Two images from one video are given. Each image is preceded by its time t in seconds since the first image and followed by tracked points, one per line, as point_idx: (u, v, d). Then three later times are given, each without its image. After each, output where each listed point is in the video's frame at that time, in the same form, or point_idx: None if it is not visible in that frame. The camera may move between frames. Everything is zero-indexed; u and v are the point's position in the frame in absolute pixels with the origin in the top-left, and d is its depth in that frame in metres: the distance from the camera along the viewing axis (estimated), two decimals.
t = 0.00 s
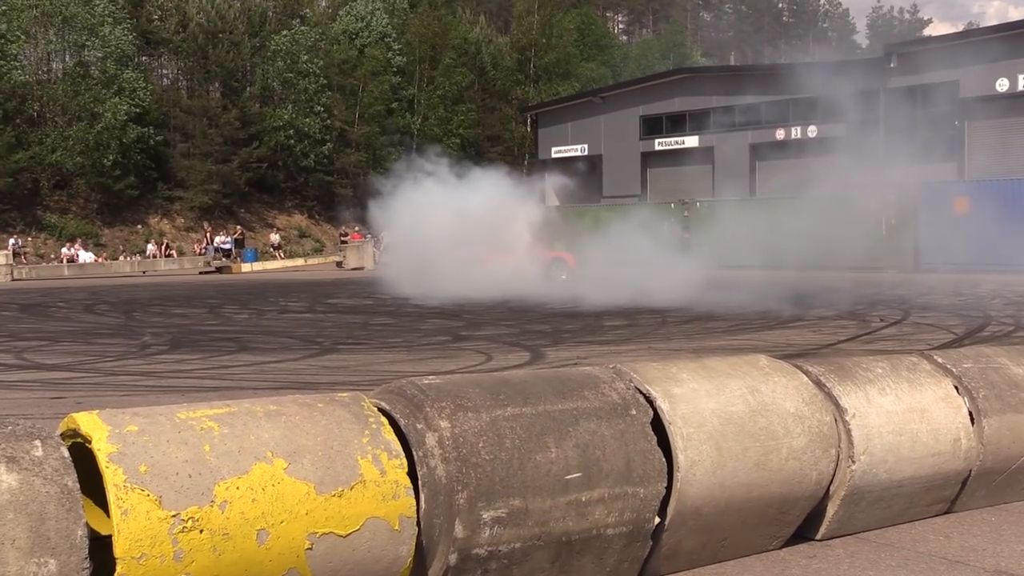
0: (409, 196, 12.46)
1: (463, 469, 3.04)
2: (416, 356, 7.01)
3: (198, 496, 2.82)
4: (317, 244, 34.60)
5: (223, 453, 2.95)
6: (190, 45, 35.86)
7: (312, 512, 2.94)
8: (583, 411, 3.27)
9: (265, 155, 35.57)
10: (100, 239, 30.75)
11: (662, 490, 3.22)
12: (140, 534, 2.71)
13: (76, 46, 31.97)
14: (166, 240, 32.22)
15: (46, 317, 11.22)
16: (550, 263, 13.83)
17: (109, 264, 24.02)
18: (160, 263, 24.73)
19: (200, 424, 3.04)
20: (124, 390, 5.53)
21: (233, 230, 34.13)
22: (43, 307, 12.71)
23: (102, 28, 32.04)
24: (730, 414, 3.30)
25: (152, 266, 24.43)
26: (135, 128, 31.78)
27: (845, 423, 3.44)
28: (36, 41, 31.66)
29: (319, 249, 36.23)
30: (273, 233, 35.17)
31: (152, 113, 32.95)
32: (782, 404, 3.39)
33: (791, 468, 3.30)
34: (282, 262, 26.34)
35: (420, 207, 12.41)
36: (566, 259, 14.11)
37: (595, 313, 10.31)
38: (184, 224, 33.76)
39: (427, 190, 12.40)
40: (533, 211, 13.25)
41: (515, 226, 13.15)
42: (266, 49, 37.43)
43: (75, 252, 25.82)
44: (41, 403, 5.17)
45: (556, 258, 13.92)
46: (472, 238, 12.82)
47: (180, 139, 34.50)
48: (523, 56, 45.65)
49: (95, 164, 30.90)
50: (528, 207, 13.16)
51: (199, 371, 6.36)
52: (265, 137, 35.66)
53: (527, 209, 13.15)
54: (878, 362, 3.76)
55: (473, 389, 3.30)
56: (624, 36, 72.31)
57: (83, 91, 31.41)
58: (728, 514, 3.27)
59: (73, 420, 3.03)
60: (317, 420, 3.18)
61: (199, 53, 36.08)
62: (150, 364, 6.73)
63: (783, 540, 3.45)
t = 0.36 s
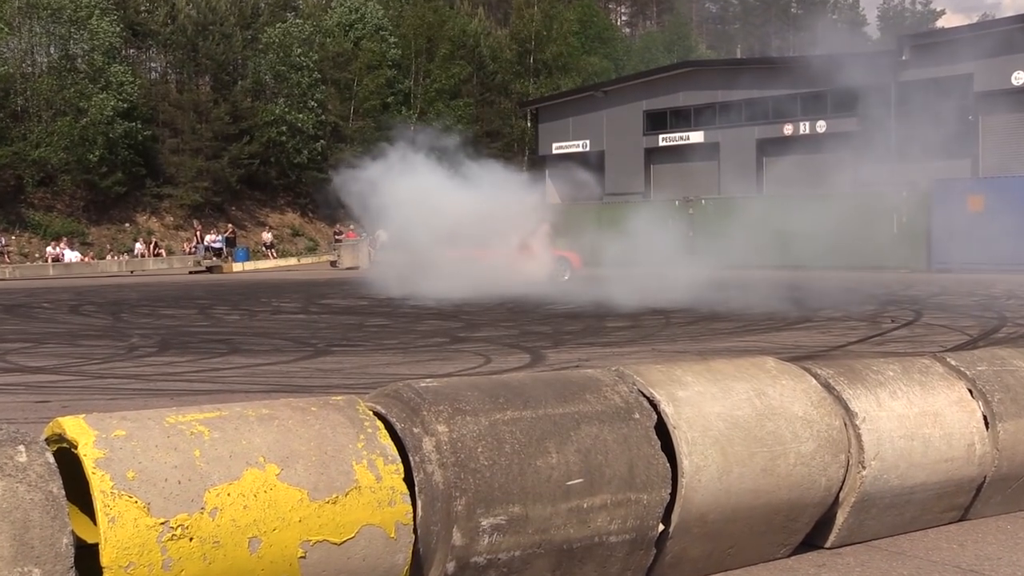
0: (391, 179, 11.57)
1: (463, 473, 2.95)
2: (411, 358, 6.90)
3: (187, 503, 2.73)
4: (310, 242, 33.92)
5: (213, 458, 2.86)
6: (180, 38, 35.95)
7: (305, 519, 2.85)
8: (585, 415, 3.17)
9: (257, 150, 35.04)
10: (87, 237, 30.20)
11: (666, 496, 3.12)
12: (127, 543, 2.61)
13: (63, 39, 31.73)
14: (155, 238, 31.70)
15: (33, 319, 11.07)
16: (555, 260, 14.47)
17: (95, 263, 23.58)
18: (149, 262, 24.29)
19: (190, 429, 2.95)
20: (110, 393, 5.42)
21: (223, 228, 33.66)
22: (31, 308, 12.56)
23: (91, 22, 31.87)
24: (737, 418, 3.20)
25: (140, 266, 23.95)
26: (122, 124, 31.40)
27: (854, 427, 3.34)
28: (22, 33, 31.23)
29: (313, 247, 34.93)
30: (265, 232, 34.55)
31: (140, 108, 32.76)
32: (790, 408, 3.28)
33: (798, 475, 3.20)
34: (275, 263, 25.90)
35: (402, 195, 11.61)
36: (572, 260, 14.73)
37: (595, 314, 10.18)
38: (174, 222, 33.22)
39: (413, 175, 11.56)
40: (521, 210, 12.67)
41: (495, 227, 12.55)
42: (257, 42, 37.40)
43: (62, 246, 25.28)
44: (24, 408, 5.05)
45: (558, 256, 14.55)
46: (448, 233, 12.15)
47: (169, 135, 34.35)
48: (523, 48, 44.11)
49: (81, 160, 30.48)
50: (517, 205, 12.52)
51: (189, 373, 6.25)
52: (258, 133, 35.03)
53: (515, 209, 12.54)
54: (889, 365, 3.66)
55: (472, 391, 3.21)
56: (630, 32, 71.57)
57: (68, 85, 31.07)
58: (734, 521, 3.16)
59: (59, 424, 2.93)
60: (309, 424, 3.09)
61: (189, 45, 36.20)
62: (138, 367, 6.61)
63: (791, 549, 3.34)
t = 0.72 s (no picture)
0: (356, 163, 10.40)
1: (461, 479, 2.86)
2: (407, 361, 6.81)
3: (176, 510, 2.64)
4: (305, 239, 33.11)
5: (204, 464, 2.77)
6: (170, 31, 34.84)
7: (298, 527, 2.75)
8: (587, 419, 3.07)
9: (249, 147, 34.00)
10: (74, 237, 29.73)
11: (671, 502, 3.03)
12: (114, 552, 2.53)
13: (48, 31, 30.93)
14: (143, 237, 31.12)
15: (18, 320, 10.92)
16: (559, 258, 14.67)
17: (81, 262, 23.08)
18: (137, 261, 23.82)
19: (181, 433, 2.85)
20: (97, 397, 5.34)
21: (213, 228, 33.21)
22: (17, 309, 12.39)
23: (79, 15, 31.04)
24: (743, 422, 3.10)
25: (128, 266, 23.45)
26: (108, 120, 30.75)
27: (865, 430, 3.24)
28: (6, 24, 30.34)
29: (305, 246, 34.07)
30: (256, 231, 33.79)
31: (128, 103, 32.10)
32: (799, 412, 3.18)
33: (806, 480, 3.10)
34: (266, 262, 25.40)
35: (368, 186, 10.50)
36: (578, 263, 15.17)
37: (596, 315, 10.08)
38: (162, 220, 32.76)
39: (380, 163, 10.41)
40: (503, 209, 11.65)
41: (468, 224, 11.54)
42: (250, 35, 36.46)
43: (48, 243, 24.93)
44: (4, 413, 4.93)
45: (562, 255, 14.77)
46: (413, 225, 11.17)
47: (158, 130, 33.72)
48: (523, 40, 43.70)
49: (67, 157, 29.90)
50: (498, 204, 11.49)
51: (178, 376, 6.16)
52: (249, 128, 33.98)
53: (495, 209, 11.51)
54: (900, 367, 3.57)
55: (471, 395, 3.11)
56: (630, 23, 71.21)
57: (54, 79, 30.27)
58: (740, 528, 3.06)
59: (44, 428, 2.83)
60: (304, 429, 2.99)
61: (180, 39, 35.04)
62: (126, 370, 6.50)
63: (800, 556, 3.23)
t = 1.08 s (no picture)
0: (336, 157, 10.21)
1: (457, 488, 2.75)
2: (400, 365, 6.67)
3: (159, 522, 2.53)
4: (293, 237, 30.96)
5: (188, 473, 2.65)
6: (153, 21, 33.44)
7: (287, 538, 2.64)
8: (588, 426, 2.95)
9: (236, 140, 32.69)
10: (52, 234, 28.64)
11: (675, 512, 2.91)
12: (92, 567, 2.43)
13: (24, 20, 29.78)
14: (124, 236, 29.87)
15: None
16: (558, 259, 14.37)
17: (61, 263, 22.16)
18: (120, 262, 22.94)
19: (164, 440, 2.73)
20: (76, 403, 5.18)
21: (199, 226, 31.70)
22: None
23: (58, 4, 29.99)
24: (752, 429, 2.97)
25: (111, 266, 22.59)
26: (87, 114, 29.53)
27: (879, 439, 3.12)
28: None
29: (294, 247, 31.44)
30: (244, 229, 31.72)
31: (109, 95, 30.82)
32: (810, 419, 3.05)
33: (817, 490, 2.97)
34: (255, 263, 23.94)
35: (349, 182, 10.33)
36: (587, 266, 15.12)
37: (596, 317, 9.94)
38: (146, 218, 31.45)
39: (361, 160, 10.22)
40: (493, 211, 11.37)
41: (454, 224, 11.33)
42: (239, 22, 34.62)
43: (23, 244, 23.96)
44: None
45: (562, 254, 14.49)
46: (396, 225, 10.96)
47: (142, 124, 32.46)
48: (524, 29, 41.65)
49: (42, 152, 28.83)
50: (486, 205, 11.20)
51: (162, 382, 6.00)
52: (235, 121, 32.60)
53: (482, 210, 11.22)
54: (916, 371, 3.44)
55: (467, 401, 2.98)
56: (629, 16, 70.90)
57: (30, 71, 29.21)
58: (747, 541, 2.93)
59: (20, 435, 2.70)
60: (293, 438, 2.85)
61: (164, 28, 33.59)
62: (106, 376, 6.35)
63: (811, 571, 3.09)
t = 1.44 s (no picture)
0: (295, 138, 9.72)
1: (448, 515, 2.45)
2: (386, 376, 6.33)
3: (115, 553, 2.26)
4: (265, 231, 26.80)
5: (148, 496, 2.36)
6: None
7: (259, 570, 2.38)
8: (595, 443, 2.64)
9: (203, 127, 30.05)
10: None
11: (693, 539, 2.62)
12: None
13: None
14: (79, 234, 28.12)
15: None
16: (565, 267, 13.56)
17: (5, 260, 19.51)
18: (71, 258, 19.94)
19: (123, 459, 2.43)
20: (22, 421, 4.87)
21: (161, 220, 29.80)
22: None
23: None
24: (779, 447, 2.66)
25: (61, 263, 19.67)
26: (37, 95, 27.57)
27: (922, 459, 2.76)
28: None
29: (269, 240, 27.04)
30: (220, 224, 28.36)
31: (58, 74, 29.07)
32: (844, 435, 2.72)
33: (851, 515, 2.66)
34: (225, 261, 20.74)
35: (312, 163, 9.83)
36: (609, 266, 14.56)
37: (601, 322, 9.54)
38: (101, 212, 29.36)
39: (324, 146, 9.82)
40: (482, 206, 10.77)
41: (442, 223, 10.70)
42: None
43: None
44: None
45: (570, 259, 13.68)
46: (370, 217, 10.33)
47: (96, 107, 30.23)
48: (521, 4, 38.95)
49: None
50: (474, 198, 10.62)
51: (120, 395, 5.68)
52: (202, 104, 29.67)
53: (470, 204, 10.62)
54: (966, 385, 3.02)
55: (460, 415, 2.67)
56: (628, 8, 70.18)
57: None
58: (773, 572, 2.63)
59: None
60: (265, 456, 2.55)
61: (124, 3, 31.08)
62: (59, 389, 6.01)
63: None
